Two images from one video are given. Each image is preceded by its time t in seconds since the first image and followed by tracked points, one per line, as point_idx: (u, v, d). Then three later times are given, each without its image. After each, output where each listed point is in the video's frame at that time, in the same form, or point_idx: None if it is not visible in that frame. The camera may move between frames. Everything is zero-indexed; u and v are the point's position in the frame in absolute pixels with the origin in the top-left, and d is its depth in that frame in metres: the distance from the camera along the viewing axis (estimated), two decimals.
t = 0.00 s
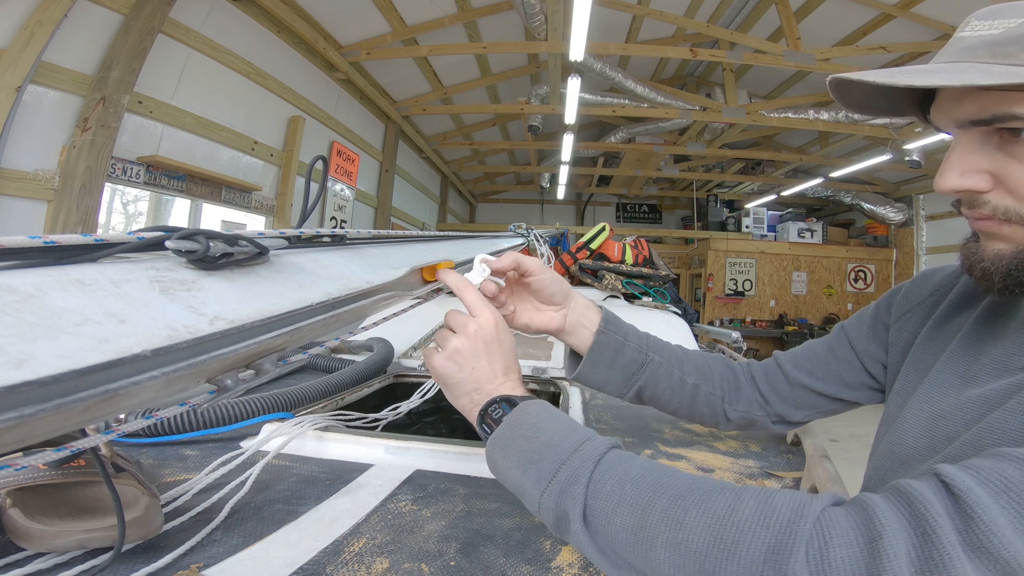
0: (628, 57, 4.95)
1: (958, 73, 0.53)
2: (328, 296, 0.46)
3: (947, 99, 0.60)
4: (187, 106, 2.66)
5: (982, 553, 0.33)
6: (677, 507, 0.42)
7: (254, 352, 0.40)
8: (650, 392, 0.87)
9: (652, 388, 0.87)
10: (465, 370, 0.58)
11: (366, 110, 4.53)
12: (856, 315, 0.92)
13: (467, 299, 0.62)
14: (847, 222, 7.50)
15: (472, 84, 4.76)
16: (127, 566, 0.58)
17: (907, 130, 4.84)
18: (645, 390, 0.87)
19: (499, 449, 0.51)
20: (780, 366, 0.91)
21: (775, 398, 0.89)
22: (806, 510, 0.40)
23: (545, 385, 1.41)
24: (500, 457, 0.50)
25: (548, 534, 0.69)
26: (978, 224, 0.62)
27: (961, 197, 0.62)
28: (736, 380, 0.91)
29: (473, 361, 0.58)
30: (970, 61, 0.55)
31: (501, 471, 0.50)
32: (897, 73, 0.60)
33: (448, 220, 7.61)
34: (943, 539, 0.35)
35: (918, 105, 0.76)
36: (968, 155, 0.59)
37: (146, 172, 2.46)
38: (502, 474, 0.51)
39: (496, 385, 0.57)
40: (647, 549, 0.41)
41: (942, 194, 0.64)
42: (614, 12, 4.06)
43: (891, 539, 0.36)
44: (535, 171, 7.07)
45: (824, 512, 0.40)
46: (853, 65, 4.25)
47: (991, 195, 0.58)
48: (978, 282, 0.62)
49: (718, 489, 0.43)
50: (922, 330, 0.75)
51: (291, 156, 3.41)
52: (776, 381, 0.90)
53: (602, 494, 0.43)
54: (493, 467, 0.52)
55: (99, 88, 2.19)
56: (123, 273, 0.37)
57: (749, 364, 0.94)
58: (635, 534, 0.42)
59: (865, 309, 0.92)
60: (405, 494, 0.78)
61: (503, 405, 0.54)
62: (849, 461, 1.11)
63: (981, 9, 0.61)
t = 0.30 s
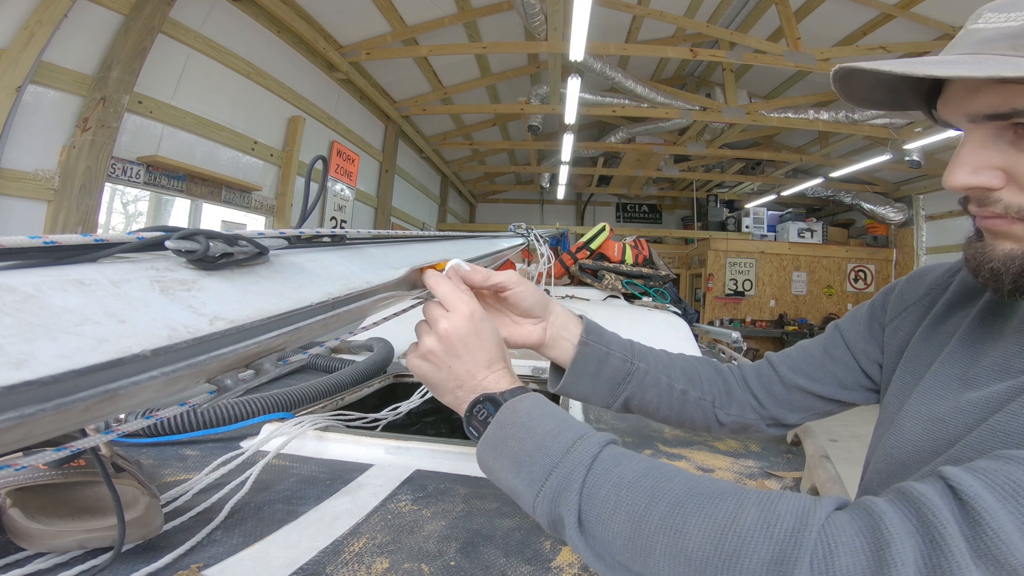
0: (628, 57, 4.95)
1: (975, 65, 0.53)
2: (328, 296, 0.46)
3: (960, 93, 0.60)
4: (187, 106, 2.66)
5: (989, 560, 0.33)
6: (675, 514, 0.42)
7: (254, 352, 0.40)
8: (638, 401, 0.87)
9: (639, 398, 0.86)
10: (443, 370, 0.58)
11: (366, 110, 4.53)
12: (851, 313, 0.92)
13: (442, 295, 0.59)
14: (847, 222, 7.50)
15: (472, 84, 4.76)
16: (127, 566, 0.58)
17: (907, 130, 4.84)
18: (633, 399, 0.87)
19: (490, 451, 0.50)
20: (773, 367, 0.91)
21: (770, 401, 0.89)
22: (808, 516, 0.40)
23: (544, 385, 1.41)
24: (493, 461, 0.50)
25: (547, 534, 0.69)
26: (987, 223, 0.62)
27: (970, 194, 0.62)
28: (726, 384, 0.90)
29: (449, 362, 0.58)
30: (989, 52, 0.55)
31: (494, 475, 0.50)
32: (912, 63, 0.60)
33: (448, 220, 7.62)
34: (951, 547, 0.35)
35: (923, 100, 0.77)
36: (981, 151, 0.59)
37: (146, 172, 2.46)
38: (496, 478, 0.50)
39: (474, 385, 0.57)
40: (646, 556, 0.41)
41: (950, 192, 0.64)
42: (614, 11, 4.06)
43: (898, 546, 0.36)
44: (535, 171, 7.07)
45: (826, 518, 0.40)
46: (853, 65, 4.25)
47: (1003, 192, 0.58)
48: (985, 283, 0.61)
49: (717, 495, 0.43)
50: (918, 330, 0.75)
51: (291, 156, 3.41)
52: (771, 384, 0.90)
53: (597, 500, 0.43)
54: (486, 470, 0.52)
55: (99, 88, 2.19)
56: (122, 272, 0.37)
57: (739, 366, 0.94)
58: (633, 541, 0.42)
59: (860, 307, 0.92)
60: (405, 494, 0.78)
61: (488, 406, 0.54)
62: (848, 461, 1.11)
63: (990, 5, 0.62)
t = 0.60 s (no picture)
0: (628, 57, 4.95)
1: (974, 65, 0.53)
2: (328, 296, 0.46)
3: (957, 95, 0.61)
4: (187, 106, 2.66)
5: (986, 559, 0.34)
6: (674, 512, 0.42)
7: (254, 352, 0.40)
8: (641, 412, 0.87)
9: (642, 409, 0.87)
10: (447, 371, 0.59)
11: (366, 110, 4.53)
12: (849, 315, 0.92)
13: (444, 298, 0.59)
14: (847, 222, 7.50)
15: (472, 84, 4.76)
16: (127, 566, 0.58)
17: (907, 130, 4.84)
18: (635, 410, 0.87)
19: (495, 450, 0.51)
20: (773, 371, 0.91)
21: (771, 407, 0.89)
22: (807, 516, 0.40)
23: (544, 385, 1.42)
24: (497, 460, 0.50)
25: (547, 534, 0.69)
26: (988, 224, 0.62)
27: (971, 195, 0.62)
28: (727, 390, 0.91)
29: (452, 365, 0.58)
30: (987, 53, 0.55)
31: (498, 473, 0.50)
32: (909, 65, 0.60)
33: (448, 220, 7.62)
34: (949, 547, 0.35)
35: (921, 102, 0.77)
36: (981, 152, 0.59)
37: (146, 172, 2.46)
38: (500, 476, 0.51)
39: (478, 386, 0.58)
40: (645, 553, 0.41)
41: (951, 193, 0.64)
42: (614, 11, 4.06)
43: (896, 546, 0.35)
44: (535, 171, 7.07)
45: (826, 517, 0.40)
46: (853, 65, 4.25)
47: (1003, 194, 0.58)
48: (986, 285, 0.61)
49: (718, 494, 0.43)
50: (917, 331, 0.75)
51: (291, 156, 3.41)
52: (771, 389, 0.90)
53: (599, 498, 0.43)
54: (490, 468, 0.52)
55: (99, 88, 2.19)
56: (122, 273, 0.37)
57: (740, 370, 0.94)
58: (633, 540, 0.42)
59: (858, 309, 0.92)
60: (405, 494, 0.78)
61: (491, 407, 0.54)
62: (848, 461, 1.12)
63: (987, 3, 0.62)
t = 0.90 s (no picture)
0: (628, 57, 4.95)
1: (958, 70, 0.53)
2: (328, 296, 0.46)
3: (946, 98, 0.61)
4: (187, 106, 2.66)
5: (985, 556, 0.34)
6: (681, 506, 0.42)
7: (254, 352, 0.40)
8: (643, 406, 0.87)
9: (644, 403, 0.87)
10: (458, 364, 0.60)
11: (366, 110, 4.53)
12: (849, 316, 0.92)
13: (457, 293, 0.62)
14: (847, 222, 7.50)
15: (472, 84, 4.76)
16: (127, 566, 0.58)
17: (906, 130, 4.84)
18: (637, 404, 0.87)
19: (505, 441, 0.50)
20: (774, 372, 0.91)
21: (772, 407, 0.89)
22: (811, 513, 0.40)
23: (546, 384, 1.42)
24: (506, 452, 0.50)
25: (548, 534, 0.69)
26: (979, 226, 0.62)
27: (963, 197, 0.61)
28: (728, 388, 0.91)
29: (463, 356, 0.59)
30: (971, 58, 0.55)
31: (506, 465, 0.50)
32: (894, 72, 0.61)
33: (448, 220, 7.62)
34: (947, 544, 0.35)
35: (916, 106, 0.76)
36: (969, 155, 0.59)
37: (146, 172, 2.46)
38: (507, 469, 0.50)
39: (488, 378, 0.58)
40: (649, 547, 0.41)
41: (943, 195, 0.64)
42: (614, 11, 4.06)
43: (897, 543, 0.36)
44: (535, 171, 7.07)
45: (831, 515, 0.40)
46: (853, 65, 4.25)
47: (993, 196, 0.58)
48: (979, 284, 0.62)
49: (725, 488, 0.43)
50: (917, 334, 0.75)
51: (291, 156, 3.41)
52: (772, 389, 0.90)
53: (606, 491, 0.43)
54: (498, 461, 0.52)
55: (99, 88, 2.19)
56: (123, 273, 0.37)
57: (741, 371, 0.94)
58: (638, 533, 0.42)
59: (858, 310, 0.92)
60: (405, 495, 0.78)
61: (501, 401, 0.55)
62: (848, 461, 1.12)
63: (978, 7, 0.61)
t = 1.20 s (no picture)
0: (628, 57, 4.95)
1: (956, 73, 0.53)
2: (328, 296, 0.46)
3: (945, 99, 0.61)
4: (187, 106, 2.66)
5: (989, 557, 0.33)
6: (684, 504, 0.42)
7: (254, 353, 0.40)
8: (637, 394, 0.88)
9: (639, 392, 0.88)
10: (457, 360, 0.60)
11: (366, 110, 4.53)
12: (844, 311, 0.91)
13: (453, 291, 0.65)
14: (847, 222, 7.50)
15: (472, 84, 4.76)
16: (127, 566, 0.58)
17: (907, 130, 4.84)
18: (632, 392, 0.88)
19: (505, 437, 0.51)
20: (766, 364, 0.91)
21: (763, 397, 0.89)
22: (814, 512, 0.40)
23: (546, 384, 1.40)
24: (508, 449, 0.50)
25: (548, 534, 0.69)
26: (979, 227, 0.62)
27: (962, 198, 0.62)
28: (722, 377, 0.91)
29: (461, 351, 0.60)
30: (970, 59, 0.55)
31: (507, 461, 0.50)
32: (897, 72, 0.60)
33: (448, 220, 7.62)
34: (951, 545, 0.35)
35: (916, 106, 0.76)
36: (969, 156, 0.59)
37: (146, 172, 2.46)
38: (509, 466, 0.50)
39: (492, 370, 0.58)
40: (651, 546, 0.42)
41: (943, 196, 0.64)
42: (614, 12, 4.06)
43: (900, 543, 0.36)
44: (535, 171, 7.07)
45: (834, 514, 0.40)
46: (853, 65, 4.25)
47: (993, 196, 0.58)
48: (980, 286, 0.62)
49: (728, 487, 0.43)
50: (915, 330, 0.75)
51: (291, 156, 3.41)
52: (764, 379, 0.90)
53: (609, 489, 0.43)
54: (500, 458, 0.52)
55: (99, 88, 2.19)
56: (122, 273, 0.37)
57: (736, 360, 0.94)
58: (640, 531, 0.42)
59: (852, 305, 0.92)
60: (405, 495, 0.78)
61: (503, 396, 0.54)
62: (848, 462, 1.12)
63: (978, 7, 0.61)
